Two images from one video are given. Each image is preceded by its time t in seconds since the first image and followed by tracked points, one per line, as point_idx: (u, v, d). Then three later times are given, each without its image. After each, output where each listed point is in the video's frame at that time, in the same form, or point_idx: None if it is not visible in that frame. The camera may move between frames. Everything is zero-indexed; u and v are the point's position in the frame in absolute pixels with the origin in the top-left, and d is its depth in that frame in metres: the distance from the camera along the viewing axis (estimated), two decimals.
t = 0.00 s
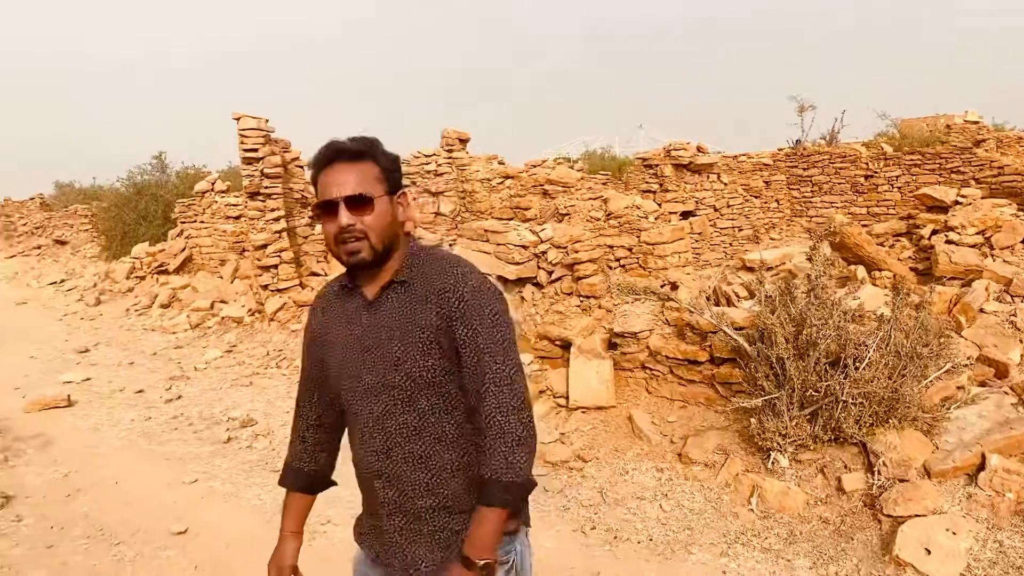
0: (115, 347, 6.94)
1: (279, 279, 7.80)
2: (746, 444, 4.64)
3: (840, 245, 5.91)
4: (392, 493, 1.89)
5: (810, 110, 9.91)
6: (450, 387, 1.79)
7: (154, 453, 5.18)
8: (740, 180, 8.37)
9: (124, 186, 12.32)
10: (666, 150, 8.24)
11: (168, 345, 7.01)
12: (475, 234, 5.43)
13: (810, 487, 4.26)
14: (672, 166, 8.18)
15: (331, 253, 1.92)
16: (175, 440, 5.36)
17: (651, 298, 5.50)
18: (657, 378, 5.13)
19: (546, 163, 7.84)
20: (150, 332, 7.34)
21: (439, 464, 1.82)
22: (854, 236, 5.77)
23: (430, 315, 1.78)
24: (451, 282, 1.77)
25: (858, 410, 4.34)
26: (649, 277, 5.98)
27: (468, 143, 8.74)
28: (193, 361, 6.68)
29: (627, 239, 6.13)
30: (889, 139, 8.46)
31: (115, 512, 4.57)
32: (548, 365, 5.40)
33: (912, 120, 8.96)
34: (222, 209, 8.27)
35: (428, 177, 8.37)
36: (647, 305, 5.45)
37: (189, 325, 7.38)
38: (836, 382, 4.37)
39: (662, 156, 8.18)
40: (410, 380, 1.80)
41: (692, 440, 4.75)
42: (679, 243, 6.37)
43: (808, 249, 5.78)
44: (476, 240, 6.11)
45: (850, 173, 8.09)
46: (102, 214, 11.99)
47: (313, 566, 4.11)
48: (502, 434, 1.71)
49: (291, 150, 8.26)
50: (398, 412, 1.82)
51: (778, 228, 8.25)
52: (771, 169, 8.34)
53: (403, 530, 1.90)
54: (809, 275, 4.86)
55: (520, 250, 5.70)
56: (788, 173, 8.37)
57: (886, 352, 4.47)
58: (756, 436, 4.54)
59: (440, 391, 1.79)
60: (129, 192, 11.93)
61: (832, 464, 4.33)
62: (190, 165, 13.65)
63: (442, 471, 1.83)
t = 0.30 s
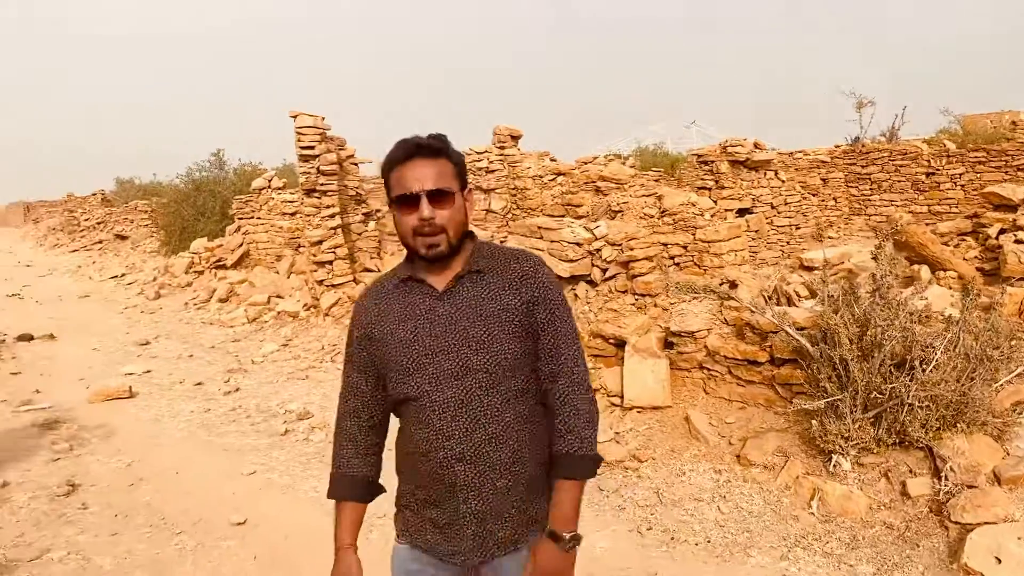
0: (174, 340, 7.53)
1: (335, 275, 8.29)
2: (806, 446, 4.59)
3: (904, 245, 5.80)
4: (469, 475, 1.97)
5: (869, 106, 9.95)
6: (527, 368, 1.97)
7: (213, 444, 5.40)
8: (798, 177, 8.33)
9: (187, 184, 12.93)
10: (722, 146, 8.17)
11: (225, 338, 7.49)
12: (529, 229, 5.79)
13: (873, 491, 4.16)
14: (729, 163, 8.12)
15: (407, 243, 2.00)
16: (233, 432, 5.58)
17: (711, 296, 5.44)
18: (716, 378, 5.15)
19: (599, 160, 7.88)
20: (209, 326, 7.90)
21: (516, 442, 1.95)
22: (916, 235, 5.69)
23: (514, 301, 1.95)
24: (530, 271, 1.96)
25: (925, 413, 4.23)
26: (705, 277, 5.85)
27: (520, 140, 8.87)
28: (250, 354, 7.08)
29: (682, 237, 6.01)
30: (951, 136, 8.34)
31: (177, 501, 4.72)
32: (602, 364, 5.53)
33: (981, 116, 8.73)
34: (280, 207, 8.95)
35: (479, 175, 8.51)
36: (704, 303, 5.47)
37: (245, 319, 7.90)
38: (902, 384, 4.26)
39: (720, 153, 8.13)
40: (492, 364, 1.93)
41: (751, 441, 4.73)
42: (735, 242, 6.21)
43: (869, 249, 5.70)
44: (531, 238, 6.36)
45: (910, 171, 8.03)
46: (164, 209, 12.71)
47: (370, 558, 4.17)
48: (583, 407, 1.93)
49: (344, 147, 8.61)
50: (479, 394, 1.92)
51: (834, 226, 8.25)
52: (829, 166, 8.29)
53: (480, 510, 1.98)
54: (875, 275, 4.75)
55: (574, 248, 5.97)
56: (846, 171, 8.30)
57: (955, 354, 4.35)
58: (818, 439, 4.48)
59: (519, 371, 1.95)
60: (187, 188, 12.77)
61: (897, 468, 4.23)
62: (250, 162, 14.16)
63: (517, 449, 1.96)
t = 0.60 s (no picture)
0: (226, 335, 7.93)
1: (382, 272, 8.64)
2: (862, 450, 4.48)
3: (965, 245, 5.67)
4: (547, 454, 2.09)
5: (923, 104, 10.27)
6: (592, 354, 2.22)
7: (265, 438, 5.52)
8: (853, 175, 8.64)
9: (240, 185, 13.46)
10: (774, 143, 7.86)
11: (275, 334, 7.87)
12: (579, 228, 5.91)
13: (933, 497, 4.03)
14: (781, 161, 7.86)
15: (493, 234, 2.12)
16: (284, 427, 5.71)
17: (765, 295, 5.40)
18: (770, 379, 5.09)
19: (647, 157, 7.91)
20: (260, 322, 8.31)
21: (585, 421, 2.17)
22: (978, 235, 5.57)
23: (586, 294, 2.19)
24: (594, 269, 2.23)
25: (989, 418, 4.09)
26: (757, 276, 5.82)
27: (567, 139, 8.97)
28: (300, 351, 7.34)
29: (731, 234, 6.00)
30: (1012, 134, 8.60)
31: (229, 494, 4.80)
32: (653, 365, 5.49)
33: None
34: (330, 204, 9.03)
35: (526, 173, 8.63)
36: (758, 302, 5.43)
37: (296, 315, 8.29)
38: (963, 388, 4.14)
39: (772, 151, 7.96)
40: (568, 350, 2.12)
41: (805, 443, 4.64)
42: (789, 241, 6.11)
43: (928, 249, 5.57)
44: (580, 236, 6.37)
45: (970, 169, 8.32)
46: (218, 208, 13.29)
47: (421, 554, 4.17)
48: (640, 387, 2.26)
49: (393, 146, 9.06)
50: (559, 377, 2.09)
51: (889, 224, 8.61)
52: (884, 165, 8.64)
53: (555, 487, 2.11)
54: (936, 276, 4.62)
55: (624, 246, 6.00)
56: (901, 169, 8.68)
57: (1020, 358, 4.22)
58: (874, 443, 4.37)
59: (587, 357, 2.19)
60: (240, 189, 13.33)
61: (957, 474, 4.09)
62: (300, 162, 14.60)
63: (586, 427, 2.17)
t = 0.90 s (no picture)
0: (268, 333, 8.21)
1: (421, 271, 8.71)
2: (909, 455, 4.38)
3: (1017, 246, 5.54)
4: (595, 443, 2.16)
5: (975, 101, 10.08)
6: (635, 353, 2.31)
7: (306, 434, 5.62)
8: (899, 173, 8.50)
9: (282, 184, 13.78)
10: (819, 143, 7.78)
11: (316, 332, 8.17)
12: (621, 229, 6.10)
13: (984, 505, 3.90)
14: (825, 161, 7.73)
15: (564, 229, 2.16)
16: (325, 423, 5.81)
17: (807, 296, 5.35)
18: (814, 382, 5.01)
19: (687, 156, 7.90)
20: (301, 318, 8.67)
21: (629, 414, 2.26)
22: None
23: (635, 298, 2.27)
24: (641, 274, 2.32)
25: None
26: (799, 276, 5.78)
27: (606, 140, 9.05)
28: (340, 348, 7.57)
29: (773, 234, 5.95)
30: None
31: (271, 489, 4.87)
32: (693, 365, 5.55)
33: None
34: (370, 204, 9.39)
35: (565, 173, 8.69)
36: (801, 302, 5.39)
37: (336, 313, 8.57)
38: (1016, 394, 4.06)
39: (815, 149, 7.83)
40: (616, 347, 2.20)
41: (850, 447, 4.55)
42: (834, 240, 6.01)
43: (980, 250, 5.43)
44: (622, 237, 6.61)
45: None
46: (261, 206, 13.67)
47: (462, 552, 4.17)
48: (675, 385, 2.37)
49: (432, 145, 9.24)
50: (607, 373, 2.18)
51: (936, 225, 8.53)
52: (931, 164, 8.55)
53: (603, 472, 2.18)
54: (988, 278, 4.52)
55: (666, 247, 6.12)
56: (950, 168, 8.56)
57: None
58: (921, 448, 4.27)
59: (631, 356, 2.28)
60: (283, 187, 13.68)
61: (1009, 481, 3.96)
62: (340, 162, 14.90)
63: (629, 419, 2.26)
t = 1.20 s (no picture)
0: (300, 331, 8.32)
1: (452, 270, 8.82)
2: (947, 459, 4.30)
3: None
4: (617, 423, 2.20)
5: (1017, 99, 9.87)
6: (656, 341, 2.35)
7: (338, 431, 5.69)
8: (937, 172, 8.28)
9: (314, 183, 13.98)
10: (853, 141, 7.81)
11: (347, 331, 8.25)
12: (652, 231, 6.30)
13: None
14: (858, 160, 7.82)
15: (601, 218, 2.21)
16: (355, 422, 5.88)
17: (841, 297, 5.31)
18: (847, 384, 4.97)
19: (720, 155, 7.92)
20: (333, 317, 8.79)
21: (650, 398, 2.30)
22: None
23: (660, 288, 2.31)
24: (665, 266, 2.35)
25: None
26: (833, 276, 5.72)
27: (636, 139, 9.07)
28: (371, 347, 7.65)
29: (807, 234, 5.90)
30: None
31: (302, 487, 4.92)
32: (725, 365, 5.61)
33: None
34: (402, 203, 9.76)
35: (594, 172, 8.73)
36: (835, 303, 5.35)
37: (367, 312, 8.68)
38: None
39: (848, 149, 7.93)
40: (641, 333, 2.24)
41: (884, 450, 4.49)
42: (870, 241, 5.94)
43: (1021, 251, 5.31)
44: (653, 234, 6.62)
45: None
46: (293, 205, 13.89)
47: (492, 551, 4.17)
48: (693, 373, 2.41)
49: (463, 145, 9.35)
50: (631, 358, 2.22)
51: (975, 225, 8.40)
52: (970, 163, 8.40)
53: (622, 451, 2.22)
54: None
55: (698, 246, 6.24)
56: (989, 167, 8.41)
57: None
58: (959, 452, 4.18)
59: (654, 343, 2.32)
60: (314, 186, 13.88)
61: None
62: (371, 162, 15.05)
63: (649, 404, 2.30)
